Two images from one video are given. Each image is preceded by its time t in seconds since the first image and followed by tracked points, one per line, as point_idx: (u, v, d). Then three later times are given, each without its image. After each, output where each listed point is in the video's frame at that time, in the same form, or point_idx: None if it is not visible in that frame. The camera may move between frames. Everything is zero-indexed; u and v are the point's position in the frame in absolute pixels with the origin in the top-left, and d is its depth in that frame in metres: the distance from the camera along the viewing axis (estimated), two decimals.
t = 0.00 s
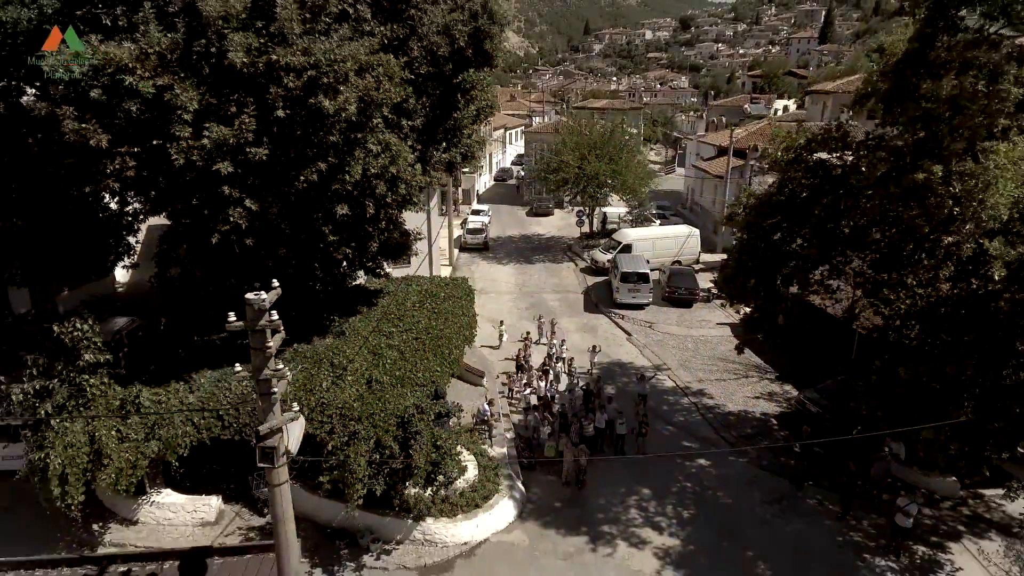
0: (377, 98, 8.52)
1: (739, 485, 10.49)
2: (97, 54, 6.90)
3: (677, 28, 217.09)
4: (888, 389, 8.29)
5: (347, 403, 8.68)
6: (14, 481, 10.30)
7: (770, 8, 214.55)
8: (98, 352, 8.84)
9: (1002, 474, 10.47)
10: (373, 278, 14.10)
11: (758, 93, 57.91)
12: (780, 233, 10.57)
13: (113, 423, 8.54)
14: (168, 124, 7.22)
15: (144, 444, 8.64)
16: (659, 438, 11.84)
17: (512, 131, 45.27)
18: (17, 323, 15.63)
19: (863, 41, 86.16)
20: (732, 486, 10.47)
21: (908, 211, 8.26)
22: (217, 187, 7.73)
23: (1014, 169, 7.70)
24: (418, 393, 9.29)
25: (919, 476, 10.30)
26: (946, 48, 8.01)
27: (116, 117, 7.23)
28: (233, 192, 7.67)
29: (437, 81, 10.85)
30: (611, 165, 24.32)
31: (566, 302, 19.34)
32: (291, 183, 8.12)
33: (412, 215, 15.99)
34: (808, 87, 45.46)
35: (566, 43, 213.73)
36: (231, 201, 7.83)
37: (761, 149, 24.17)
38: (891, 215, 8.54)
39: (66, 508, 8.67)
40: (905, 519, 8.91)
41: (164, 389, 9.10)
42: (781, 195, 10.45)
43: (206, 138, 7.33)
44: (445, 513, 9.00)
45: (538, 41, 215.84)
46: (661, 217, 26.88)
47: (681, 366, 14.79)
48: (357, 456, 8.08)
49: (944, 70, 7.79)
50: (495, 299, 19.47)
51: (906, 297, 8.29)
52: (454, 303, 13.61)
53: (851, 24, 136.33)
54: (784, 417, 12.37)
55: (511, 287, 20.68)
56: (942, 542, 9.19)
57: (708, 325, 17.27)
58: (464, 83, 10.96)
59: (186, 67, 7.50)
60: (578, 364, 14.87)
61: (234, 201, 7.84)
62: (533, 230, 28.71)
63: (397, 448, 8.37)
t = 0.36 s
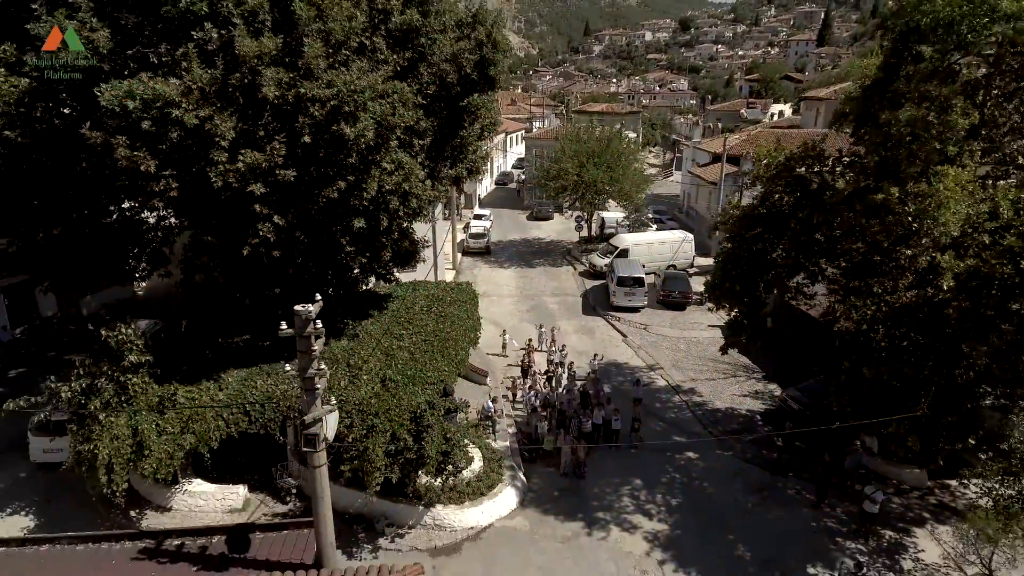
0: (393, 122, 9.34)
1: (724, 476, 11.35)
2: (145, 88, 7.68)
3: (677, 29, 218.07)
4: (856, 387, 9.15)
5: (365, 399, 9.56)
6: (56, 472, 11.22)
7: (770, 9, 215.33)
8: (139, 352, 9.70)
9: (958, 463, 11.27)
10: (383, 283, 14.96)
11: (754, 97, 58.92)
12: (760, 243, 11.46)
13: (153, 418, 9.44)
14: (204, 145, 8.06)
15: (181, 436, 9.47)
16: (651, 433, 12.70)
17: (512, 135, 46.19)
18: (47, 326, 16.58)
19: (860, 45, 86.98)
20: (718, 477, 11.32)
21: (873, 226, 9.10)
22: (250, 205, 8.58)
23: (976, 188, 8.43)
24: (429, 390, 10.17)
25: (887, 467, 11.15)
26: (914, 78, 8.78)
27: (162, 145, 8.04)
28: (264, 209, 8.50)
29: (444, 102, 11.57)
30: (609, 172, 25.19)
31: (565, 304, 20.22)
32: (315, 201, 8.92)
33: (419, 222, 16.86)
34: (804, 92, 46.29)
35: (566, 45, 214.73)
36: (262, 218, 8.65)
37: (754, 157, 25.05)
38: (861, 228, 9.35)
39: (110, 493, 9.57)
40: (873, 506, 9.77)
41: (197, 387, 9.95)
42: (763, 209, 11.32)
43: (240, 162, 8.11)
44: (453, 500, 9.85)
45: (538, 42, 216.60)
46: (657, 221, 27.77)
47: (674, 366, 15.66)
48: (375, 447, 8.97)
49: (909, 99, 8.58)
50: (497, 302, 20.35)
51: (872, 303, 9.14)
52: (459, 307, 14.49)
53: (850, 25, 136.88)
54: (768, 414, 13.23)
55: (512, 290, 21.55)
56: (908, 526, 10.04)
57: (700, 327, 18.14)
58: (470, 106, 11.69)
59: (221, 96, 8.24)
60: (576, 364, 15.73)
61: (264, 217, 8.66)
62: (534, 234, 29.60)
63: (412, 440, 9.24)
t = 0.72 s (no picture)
0: (406, 142, 10.17)
1: (711, 469, 12.20)
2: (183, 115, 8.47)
3: (676, 30, 218.79)
4: (829, 385, 9.99)
5: (379, 396, 10.39)
6: (90, 465, 12.08)
7: (769, 11, 216.18)
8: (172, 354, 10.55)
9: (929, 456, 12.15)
10: (391, 287, 15.81)
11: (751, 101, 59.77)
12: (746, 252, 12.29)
13: (185, 414, 10.29)
14: (235, 165, 8.89)
15: (210, 429, 10.39)
16: (644, 429, 13.54)
17: (512, 139, 47.07)
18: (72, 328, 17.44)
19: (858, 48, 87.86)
20: (705, 470, 12.18)
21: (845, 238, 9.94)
22: (275, 220, 9.43)
23: (937, 204, 9.26)
24: (437, 388, 11.01)
25: (863, 460, 12.01)
26: (884, 104, 9.56)
27: (197, 166, 8.86)
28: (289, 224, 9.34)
29: (451, 120, 12.39)
30: (607, 179, 26.06)
31: (564, 307, 21.08)
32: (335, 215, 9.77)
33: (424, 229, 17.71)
34: (799, 96, 47.13)
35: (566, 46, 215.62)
36: (286, 231, 9.50)
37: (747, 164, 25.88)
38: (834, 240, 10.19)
39: (146, 482, 10.42)
40: (846, 494, 10.62)
41: (223, 386, 10.78)
42: (748, 220, 12.14)
43: (267, 181, 8.91)
44: (460, 489, 10.69)
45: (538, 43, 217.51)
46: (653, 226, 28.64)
47: (667, 365, 16.52)
48: (389, 440, 9.81)
49: (878, 123, 9.37)
50: (499, 304, 21.22)
51: (844, 309, 9.98)
52: (463, 310, 15.32)
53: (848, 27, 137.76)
54: (754, 411, 14.07)
55: (513, 293, 22.39)
56: (879, 513, 10.89)
57: (693, 328, 19.00)
58: (475, 124, 12.48)
59: (250, 121, 9.03)
60: (574, 364, 16.58)
61: (288, 230, 9.50)
62: (534, 237, 30.47)
63: (422, 434, 10.08)
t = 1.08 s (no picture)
0: (416, 160, 10.99)
1: (700, 463, 13.03)
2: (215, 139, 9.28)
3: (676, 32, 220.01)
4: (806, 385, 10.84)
5: (391, 396, 11.23)
6: (118, 460, 12.92)
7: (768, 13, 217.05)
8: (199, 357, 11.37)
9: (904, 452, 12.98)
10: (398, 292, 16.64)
11: (748, 105, 60.64)
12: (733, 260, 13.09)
13: (212, 412, 11.12)
14: (261, 185, 9.71)
15: (234, 426, 11.25)
16: (638, 427, 14.36)
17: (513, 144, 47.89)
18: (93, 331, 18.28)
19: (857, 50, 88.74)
20: (694, 464, 13.01)
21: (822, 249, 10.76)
22: (297, 233, 10.27)
23: (904, 220, 10.09)
24: (444, 388, 11.84)
25: (842, 455, 12.83)
26: (857, 127, 10.37)
27: (227, 184, 9.68)
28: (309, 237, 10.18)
29: (456, 137, 13.21)
30: (605, 185, 26.89)
31: (563, 310, 21.92)
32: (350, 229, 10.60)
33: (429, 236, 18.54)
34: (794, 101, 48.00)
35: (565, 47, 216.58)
36: (307, 243, 10.33)
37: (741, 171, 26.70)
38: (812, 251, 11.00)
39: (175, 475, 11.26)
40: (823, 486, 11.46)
41: (245, 386, 11.62)
42: (735, 230, 12.96)
43: (289, 198, 9.77)
44: (466, 482, 11.51)
45: (538, 45, 218.17)
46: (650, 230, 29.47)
47: (660, 366, 17.36)
48: (401, 436, 10.65)
49: (852, 145, 10.18)
50: (501, 308, 22.06)
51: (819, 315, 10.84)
52: (467, 314, 16.15)
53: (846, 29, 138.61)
54: (742, 410, 14.91)
55: (514, 297, 23.23)
56: (855, 503, 11.72)
57: (687, 331, 19.84)
58: (479, 141, 13.32)
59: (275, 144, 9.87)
60: (572, 365, 17.40)
61: (308, 243, 10.34)
62: (534, 241, 31.30)
63: (432, 430, 10.91)
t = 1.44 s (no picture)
0: (425, 176, 11.80)
1: (690, 458, 13.89)
2: (241, 159, 10.11)
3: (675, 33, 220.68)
4: (786, 385, 11.68)
5: (401, 395, 12.08)
6: (143, 455, 13.76)
7: (768, 14, 217.93)
8: (222, 359, 12.20)
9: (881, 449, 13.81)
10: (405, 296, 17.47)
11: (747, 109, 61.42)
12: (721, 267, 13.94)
13: (234, 411, 11.95)
14: (282, 201, 10.54)
15: (256, 423, 12.18)
16: (632, 424, 15.19)
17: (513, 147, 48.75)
18: (112, 333, 19.14)
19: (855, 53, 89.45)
20: (684, 459, 13.86)
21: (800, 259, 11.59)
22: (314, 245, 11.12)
23: (876, 232, 10.92)
24: (450, 388, 12.69)
25: (824, 452, 13.65)
26: (833, 146, 11.18)
27: (250, 200, 10.50)
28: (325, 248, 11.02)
29: (462, 152, 14.03)
30: (603, 192, 27.72)
31: (562, 313, 22.77)
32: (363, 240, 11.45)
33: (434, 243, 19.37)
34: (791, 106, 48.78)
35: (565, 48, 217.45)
36: (323, 253, 11.18)
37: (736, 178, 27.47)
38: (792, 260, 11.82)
39: (200, 469, 12.09)
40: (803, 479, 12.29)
41: (265, 386, 12.47)
42: (723, 240, 13.78)
43: (308, 213, 10.60)
44: (470, 476, 12.35)
45: (539, 46, 218.97)
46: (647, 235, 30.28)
47: (654, 367, 18.20)
48: (411, 433, 11.49)
49: (827, 164, 11.00)
50: (502, 311, 22.91)
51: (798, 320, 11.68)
52: (470, 317, 16.99)
53: (845, 31, 139.06)
54: (731, 408, 15.76)
55: (515, 300, 24.07)
56: (834, 496, 12.55)
57: (681, 333, 20.67)
58: (483, 156, 14.17)
59: (294, 162, 10.70)
60: (571, 366, 18.25)
61: (324, 253, 11.19)
62: (534, 245, 32.15)
63: (439, 427, 11.75)
